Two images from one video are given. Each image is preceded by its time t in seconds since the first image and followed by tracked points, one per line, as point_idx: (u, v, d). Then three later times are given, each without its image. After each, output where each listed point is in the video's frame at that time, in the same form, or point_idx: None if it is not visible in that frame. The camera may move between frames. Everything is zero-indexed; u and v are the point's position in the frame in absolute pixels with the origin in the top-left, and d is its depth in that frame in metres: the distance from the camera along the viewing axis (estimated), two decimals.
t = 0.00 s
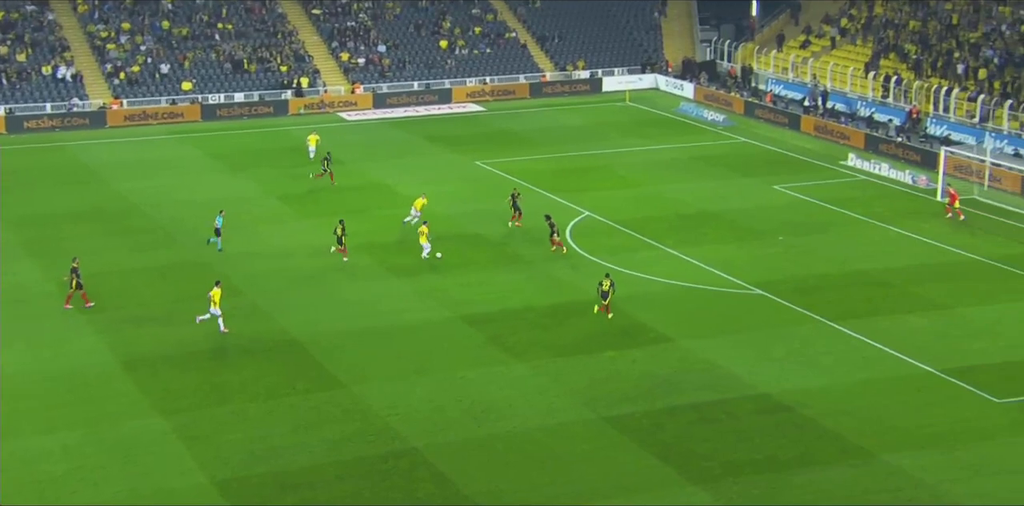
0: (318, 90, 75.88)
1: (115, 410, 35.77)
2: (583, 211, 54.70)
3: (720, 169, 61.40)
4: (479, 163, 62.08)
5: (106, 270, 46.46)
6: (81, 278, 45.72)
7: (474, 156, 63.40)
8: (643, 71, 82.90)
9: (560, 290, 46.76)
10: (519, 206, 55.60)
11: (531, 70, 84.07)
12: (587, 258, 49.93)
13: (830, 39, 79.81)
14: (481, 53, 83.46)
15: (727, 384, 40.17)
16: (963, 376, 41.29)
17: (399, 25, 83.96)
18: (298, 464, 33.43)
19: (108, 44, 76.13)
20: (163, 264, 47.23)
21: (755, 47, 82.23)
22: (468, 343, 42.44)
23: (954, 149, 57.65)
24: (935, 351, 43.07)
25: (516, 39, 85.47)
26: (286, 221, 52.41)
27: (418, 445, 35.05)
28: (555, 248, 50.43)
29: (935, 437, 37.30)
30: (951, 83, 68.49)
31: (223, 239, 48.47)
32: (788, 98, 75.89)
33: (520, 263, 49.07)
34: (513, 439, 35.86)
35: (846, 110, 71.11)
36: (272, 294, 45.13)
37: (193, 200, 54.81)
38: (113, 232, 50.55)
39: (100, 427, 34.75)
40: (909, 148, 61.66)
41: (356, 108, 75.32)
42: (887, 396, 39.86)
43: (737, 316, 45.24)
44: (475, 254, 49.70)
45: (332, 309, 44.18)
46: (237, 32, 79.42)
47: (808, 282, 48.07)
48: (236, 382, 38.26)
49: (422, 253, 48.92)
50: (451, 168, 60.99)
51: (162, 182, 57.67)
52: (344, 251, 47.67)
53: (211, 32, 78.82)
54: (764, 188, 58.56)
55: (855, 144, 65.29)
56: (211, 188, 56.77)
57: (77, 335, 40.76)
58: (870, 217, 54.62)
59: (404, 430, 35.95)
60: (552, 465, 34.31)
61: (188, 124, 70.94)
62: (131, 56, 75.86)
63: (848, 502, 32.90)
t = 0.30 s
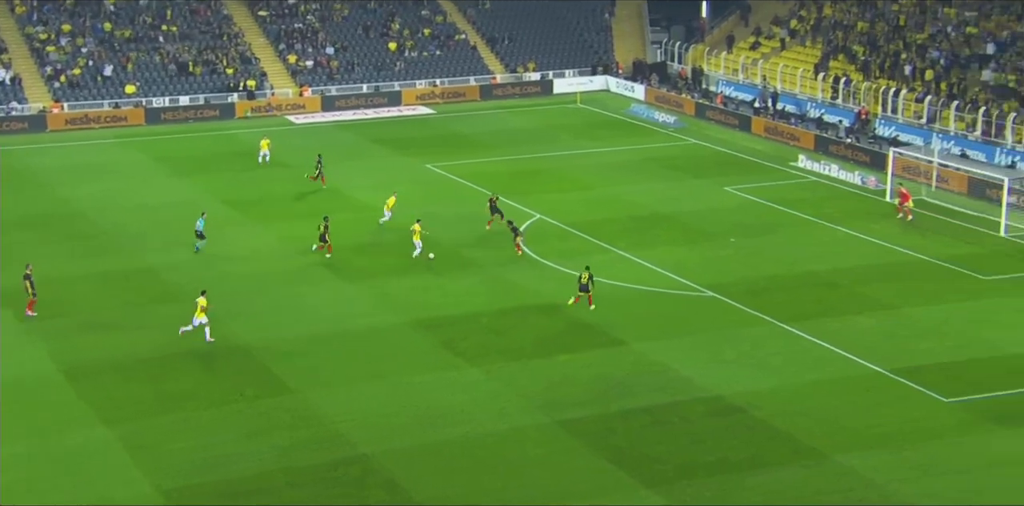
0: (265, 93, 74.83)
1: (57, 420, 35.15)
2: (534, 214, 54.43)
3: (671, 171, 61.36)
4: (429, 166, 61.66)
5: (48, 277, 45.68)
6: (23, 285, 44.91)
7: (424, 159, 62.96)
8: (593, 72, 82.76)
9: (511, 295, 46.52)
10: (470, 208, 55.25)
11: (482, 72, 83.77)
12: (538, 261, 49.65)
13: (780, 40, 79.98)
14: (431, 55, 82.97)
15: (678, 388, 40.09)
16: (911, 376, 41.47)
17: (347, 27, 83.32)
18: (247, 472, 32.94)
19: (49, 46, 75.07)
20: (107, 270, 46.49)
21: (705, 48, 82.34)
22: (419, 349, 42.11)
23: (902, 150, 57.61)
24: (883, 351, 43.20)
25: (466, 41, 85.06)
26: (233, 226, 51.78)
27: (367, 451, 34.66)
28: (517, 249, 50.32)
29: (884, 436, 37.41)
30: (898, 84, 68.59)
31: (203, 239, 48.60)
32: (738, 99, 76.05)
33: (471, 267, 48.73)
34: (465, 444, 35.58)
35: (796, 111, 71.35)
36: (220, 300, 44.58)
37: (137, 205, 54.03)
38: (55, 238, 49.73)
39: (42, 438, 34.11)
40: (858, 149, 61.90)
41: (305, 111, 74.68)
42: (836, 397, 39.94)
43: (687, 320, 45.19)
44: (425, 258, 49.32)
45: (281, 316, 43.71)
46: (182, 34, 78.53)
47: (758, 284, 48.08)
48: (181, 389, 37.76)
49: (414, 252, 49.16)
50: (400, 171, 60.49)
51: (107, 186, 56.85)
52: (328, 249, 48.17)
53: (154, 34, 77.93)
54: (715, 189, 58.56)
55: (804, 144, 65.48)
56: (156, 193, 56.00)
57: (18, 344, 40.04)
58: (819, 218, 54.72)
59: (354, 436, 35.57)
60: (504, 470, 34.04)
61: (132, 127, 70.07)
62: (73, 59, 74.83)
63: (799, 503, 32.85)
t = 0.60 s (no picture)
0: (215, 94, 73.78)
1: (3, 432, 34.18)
2: (494, 216, 53.67)
3: (632, 171, 60.80)
4: (386, 168, 60.73)
5: None
6: None
7: (380, 160, 62.04)
8: (552, 72, 82.10)
9: (471, 299, 45.78)
10: (428, 211, 54.43)
11: (439, 73, 82.89)
12: (498, 265, 48.81)
13: (740, 39, 79.70)
14: (387, 55, 81.99)
15: (641, 393, 39.53)
16: (874, 378, 41.07)
17: (301, 26, 82.23)
18: (200, 480, 32.12)
19: None
20: (55, 277, 45.34)
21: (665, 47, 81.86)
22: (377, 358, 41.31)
23: (864, 150, 57.37)
24: (847, 351, 42.83)
25: (423, 40, 84.12)
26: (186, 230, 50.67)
27: (325, 458, 33.94)
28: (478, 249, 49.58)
29: (848, 439, 37.00)
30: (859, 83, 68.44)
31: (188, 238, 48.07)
32: (699, 99, 75.45)
33: (430, 270, 47.91)
34: (424, 448, 34.91)
35: (757, 111, 70.87)
36: (173, 306, 43.56)
37: (86, 209, 52.78)
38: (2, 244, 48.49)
39: None
40: (820, 150, 61.60)
41: (258, 113, 73.61)
42: (800, 400, 39.48)
43: (649, 323, 44.60)
44: (383, 262, 48.46)
45: (236, 323, 42.85)
46: (130, 33, 77.20)
47: (722, 285, 47.56)
48: (134, 399, 36.80)
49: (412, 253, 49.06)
50: (356, 173, 59.49)
51: (54, 190, 55.54)
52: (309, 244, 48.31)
53: (101, 34, 76.49)
54: (676, 189, 58.03)
55: (766, 144, 65.12)
56: (104, 196, 54.78)
57: None
58: (782, 218, 54.29)
59: (311, 442, 34.85)
60: (464, 474, 33.41)
61: (79, 129, 68.68)
62: (16, 58, 73.24)
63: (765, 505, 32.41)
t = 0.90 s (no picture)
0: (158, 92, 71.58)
1: None
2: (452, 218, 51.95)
3: (592, 171, 59.24)
4: (339, 169, 58.87)
5: None
6: None
7: (332, 161, 60.16)
8: (511, 68, 80.36)
9: (427, 307, 44.09)
10: (382, 212, 52.70)
11: (393, 69, 80.84)
12: (456, 270, 47.08)
13: (705, 34, 78.34)
14: (339, 51, 79.97)
15: (603, 405, 38.02)
16: (846, 384, 39.68)
17: (248, 22, 80.12)
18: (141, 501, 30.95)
19: None
20: None
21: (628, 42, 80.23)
22: (328, 372, 39.61)
23: (833, 149, 56.09)
24: (817, 355, 41.46)
25: (376, 35, 82.08)
26: (128, 234, 48.79)
27: (274, 474, 32.81)
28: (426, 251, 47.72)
29: (817, 449, 35.64)
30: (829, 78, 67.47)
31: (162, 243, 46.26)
32: (663, 95, 74.06)
33: (384, 276, 46.14)
34: (377, 462, 33.81)
35: (723, 108, 69.52)
36: (115, 320, 41.71)
37: (23, 212, 50.74)
38: None
39: None
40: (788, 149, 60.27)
41: (203, 111, 71.52)
42: (769, 408, 38.06)
43: (613, 329, 43.03)
44: (336, 267, 46.72)
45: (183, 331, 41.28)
46: (67, 28, 74.82)
47: (688, 289, 46.07)
48: (71, 422, 35.06)
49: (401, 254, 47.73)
50: (306, 174, 57.55)
51: None
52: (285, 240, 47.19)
53: (36, 29, 74.01)
54: (639, 190, 56.53)
55: (733, 144, 63.73)
56: (41, 198, 52.72)
57: None
58: (748, 219, 52.89)
59: (259, 457, 33.72)
60: (418, 488, 32.36)
61: (14, 129, 66.41)
62: None
63: None
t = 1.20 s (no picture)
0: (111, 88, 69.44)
1: None
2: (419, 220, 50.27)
3: (564, 170, 57.71)
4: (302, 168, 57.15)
5: None
6: None
7: (294, 160, 58.42)
8: (480, 64, 78.62)
9: (392, 313, 42.43)
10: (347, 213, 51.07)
11: (358, 65, 79.11)
12: (425, 273, 45.45)
13: (681, 28, 76.86)
14: (301, 46, 78.14)
15: (577, 415, 36.47)
16: (828, 390, 38.23)
17: (206, 16, 78.18)
18: None
19: None
20: None
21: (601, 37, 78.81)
22: (290, 384, 37.93)
23: (813, 147, 54.53)
24: (798, 359, 40.06)
25: (338, 30, 80.32)
26: (82, 237, 47.19)
27: (237, 489, 31.95)
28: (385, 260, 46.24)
29: (797, 459, 34.24)
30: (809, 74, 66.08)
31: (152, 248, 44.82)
32: (638, 92, 72.49)
33: (348, 280, 44.52)
34: (343, 475, 32.94)
35: (700, 105, 68.11)
36: (67, 331, 40.08)
37: None
38: None
39: None
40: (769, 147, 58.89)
41: (159, 108, 69.68)
42: (749, 416, 36.62)
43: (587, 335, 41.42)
44: (299, 270, 45.14)
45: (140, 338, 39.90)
46: (13, 21, 72.57)
47: (665, 291, 44.62)
48: (26, 435, 34.27)
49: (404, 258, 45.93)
50: (267, 175, 55.83)
51: None
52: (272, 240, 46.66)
53: None
54: (613, 189, 55.04)
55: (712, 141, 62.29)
56: None
57: None
58: (727, 220, 51.42)
59: (220, 472, 32.85)
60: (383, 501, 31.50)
61: None
62: None
63: None
